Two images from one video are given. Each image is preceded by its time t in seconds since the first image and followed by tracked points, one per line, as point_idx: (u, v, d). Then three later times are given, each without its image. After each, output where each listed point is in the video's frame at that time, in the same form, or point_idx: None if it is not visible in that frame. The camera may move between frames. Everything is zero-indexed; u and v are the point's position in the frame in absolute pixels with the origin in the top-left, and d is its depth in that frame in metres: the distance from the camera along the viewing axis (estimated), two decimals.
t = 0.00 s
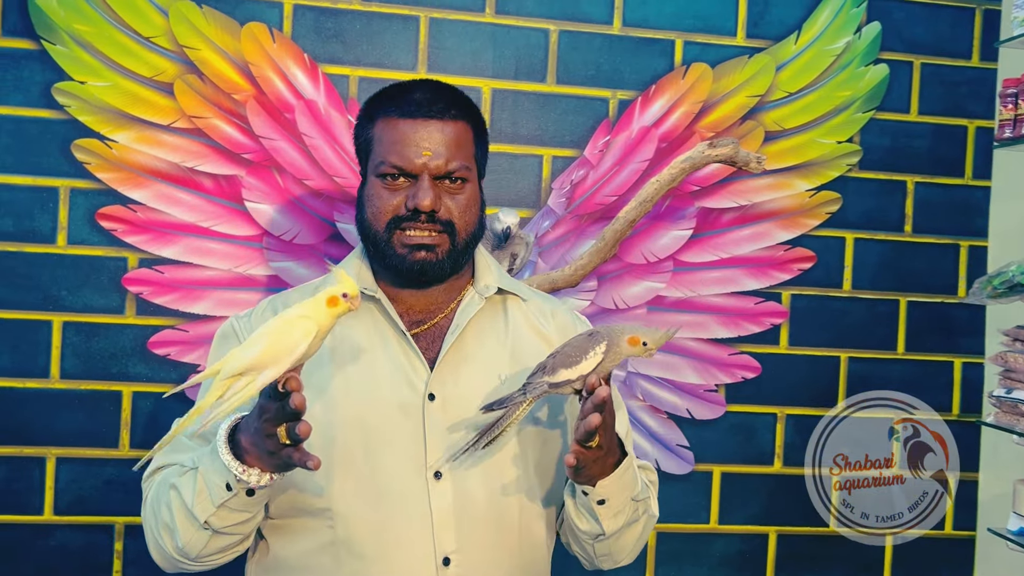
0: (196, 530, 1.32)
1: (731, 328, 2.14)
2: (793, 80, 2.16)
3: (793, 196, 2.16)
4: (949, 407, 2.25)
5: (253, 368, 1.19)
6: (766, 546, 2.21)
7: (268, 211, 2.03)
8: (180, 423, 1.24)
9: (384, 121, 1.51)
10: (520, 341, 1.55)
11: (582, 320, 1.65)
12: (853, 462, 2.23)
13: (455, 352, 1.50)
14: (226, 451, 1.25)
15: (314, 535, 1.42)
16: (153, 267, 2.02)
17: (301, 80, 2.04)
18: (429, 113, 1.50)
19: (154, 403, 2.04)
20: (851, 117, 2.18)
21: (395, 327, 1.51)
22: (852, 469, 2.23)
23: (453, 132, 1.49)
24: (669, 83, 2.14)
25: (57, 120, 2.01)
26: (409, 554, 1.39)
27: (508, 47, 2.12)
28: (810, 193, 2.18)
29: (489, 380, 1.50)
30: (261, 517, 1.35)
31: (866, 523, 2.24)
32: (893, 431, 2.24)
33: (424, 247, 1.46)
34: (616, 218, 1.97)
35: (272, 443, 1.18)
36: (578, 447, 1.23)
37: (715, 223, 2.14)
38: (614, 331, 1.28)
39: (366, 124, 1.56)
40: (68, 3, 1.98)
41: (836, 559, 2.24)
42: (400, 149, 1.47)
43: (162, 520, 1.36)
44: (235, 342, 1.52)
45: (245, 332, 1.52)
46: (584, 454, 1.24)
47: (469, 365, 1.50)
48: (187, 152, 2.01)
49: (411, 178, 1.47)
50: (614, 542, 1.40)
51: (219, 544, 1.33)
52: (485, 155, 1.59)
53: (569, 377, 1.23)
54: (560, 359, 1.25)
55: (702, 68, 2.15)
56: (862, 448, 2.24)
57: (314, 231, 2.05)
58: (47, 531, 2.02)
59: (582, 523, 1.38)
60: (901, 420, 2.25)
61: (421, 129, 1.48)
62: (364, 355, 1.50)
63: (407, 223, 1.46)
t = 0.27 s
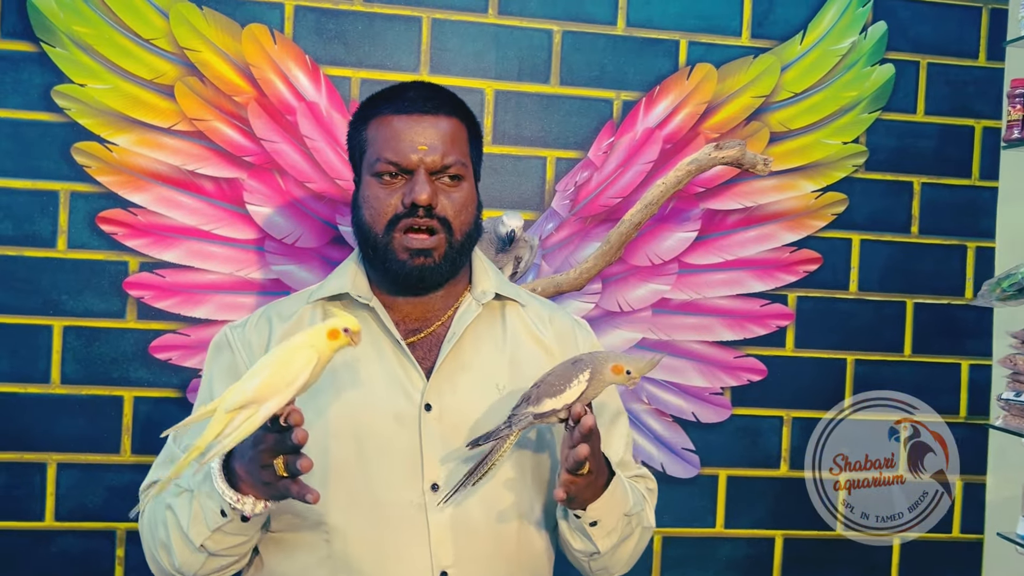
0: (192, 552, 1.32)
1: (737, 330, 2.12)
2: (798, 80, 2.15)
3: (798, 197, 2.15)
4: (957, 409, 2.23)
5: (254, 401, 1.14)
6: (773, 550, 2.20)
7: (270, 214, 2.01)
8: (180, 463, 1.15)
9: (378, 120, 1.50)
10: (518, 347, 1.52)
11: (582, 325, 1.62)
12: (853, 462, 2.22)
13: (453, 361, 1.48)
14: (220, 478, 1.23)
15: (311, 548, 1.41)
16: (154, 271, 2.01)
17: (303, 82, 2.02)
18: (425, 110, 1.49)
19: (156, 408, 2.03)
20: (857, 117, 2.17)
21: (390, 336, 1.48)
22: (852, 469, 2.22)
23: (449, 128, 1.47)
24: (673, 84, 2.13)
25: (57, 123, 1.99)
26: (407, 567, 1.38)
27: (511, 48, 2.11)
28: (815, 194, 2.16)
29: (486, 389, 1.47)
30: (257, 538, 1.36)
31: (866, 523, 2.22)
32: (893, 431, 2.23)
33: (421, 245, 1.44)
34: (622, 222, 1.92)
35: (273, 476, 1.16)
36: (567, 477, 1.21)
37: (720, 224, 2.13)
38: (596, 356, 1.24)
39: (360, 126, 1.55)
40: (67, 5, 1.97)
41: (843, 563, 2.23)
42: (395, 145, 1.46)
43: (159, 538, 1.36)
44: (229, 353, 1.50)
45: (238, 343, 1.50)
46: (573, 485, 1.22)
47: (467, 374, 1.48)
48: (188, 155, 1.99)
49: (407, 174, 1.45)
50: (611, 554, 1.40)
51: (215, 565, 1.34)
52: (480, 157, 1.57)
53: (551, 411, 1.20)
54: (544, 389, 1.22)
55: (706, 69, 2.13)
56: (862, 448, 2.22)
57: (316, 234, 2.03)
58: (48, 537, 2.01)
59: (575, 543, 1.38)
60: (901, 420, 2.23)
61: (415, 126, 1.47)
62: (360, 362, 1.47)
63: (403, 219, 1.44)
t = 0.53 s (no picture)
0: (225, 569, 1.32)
1: (748, 332, 2.10)
2: (808, 80, 2.13)
3: (809, 198, 2.13)
4: (969, 411, 2.22)
5: (281, 425, 1.13)
6: (785, 553, 2.18)
7: (277, 217, 1.99)
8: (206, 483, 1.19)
9: (397, 127, 1.49)
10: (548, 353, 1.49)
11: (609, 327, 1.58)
12: (853, 462, 2.20)
13: (480, 369, 1.44)
14: (252, 500, 1.21)
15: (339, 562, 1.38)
16: (160, 275, 1.99)
17: (310, 83, 2.00)
18: (444, 114, 1.47)
19: (163, 414, 2.01)
20: (868, 117, 2.15)
21: (417, 344, 1.45)
22: (852, 469, 2.20)
23: (469, 132, 1.46)
24: (684, 84, 2.11)
25: (62, 126, 1.97)
26: None
27: (520, 49, 2.09)
28: (827, 194, 2.14)
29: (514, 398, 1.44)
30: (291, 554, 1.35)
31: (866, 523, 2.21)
32: (893, 431, 2.21)
33: (447, 253, 1.43)
34: (635, 223, 1.91)
35: (301, 500, 1.16)
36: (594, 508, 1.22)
37: (731, 225, 2.11)
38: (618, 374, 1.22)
39: (378, 134, 1.54)
40: (71, 7, 1.95)
41: (855, 566, 2.21)
42: (416, 153, 1.44)
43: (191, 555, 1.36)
44: (254, 364, 1.47)
45: (263, 354, 1.47)
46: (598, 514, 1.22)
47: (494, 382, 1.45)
48: (194, 158, 1.97)
49: (429, 181, 1.44)
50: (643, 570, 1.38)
51: None
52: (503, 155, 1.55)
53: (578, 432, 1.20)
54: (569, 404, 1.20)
55: (716, 69, 2.11)
56: (862, 448, 2.20)
57: (324, 237, 2.01)
58: (55, 544, 1.99)
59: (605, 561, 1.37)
60: (901, 420, 2.21)
61: (436, 131, 1.45)
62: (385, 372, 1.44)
63: (428, 228, 1.43)
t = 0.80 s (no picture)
0: None
1: (760, 334, 2.09)
2: (819, 80, 2.12)
3: (821, 198, 2.12)
4: (981, 412, 2.21)
5: (328, 445, 1.16)
6: (797, 556, 2.17)
7: (286, 221, 1.98)
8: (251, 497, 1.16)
9: (438, 128, 1.55)
10: (594, 357, 1.51)
11: (659, 330, 1.60)
12: (853, 462, 2.18)
13: (526, 375, 1.48)
14: (302, 516, 1.30)
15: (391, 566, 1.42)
16: (168, 279, 1.97)
17: (318, 85, 1.99)
18: (483, 115, 1.52)
19: (172, 419, 1.99)
20: (879, 117, 2.14)
21: (463, 353, 1.50)
22: (852, 469, 2.18)
23: (508, 131, 1.51)
24: (694, 85, 2.10)
25: (69, 130, 1.96)
26: None
27: (530, 50, 2.08)
28: (838, 195, 2.13)
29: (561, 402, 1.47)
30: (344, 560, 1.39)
31: (866, 523, 2.19)
32: (893, 431, 2.20)
33: (484, 254, 1.47)
34: (649, 226, 1.91)
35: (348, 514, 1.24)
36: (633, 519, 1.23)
37: (742, 227, 2.10)
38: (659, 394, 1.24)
39: (422, 137, 1.60)
40: (78, 9, 1.93)
41: (868, 569, 2.20)
42: (454, 154, 1.50)
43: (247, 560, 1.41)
44: (304, 373, 1.52)
45: (313, 363, 1.52)
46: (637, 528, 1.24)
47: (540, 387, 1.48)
48: (202, 161, 1.96)
49: (467, 182, 1.49)
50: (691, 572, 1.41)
51: None
52: (545, 160, 1.60)
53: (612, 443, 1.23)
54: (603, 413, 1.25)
55: (727, 69, 2.10)
56: (863, 448, 2.19)
57: (334, 240, 2.00)
58: (64, 551, 1.98)
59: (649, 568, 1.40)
60: (901, 420, 2.20)
61: (474, 132, 1.50)
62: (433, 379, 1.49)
63: (466, 228, 1.47)
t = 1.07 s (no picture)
0: None
1: (759, 333, 2.08)
2: (819, 78, 2.10)
3: (820, 197, 2.10)
4: (981, 411, 2.20)
5: (345, 446, 1.16)
6: (797, 557, 2.16)
7: (281, 220, 1.95)
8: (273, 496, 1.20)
9: (463, 127, 1.53)
10: (624, 359, 1.49)
11: (690, 331, 1.57)
12: (853, 462, 2.17)
13: (555, 378, 1.45)
14: (325, 518, 1.27)
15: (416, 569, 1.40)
16: (162, 280, 1.95)
17: (313, 84, 1.97)
18: (509, 114, 1.51)
19: (166, 422, 1.97)
20: (879, 115, 2.12)
21: (489, 354, 1.48)
22: (852, 469, 2.17)
23: (534, 129, 1.49)
24: (692, 83, 2.08)
25: (61, 129, 1.93)
26: None
27: (527, 48, 2.06)
28: (838, 194, 2.12)
29: (590, 405, 1.44)
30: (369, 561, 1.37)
31: (866, 523, 2.18)
32: (893, 432, 2.19)
33: (512, 252, 1.45)
34: (648, 226, 1.91)
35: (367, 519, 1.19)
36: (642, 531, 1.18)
37: (741, 226, 2.08)
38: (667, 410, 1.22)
39: (448, 137, 1.58)
40: (69, 6, 1.90)
41: (869, 569, 2.19)
42: (480, 153, 1.48)
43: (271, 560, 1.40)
44: (333, 373, 1.51)
45: (341, 363, 1.51)
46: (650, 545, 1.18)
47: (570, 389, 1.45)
48: (196, 161, 1.93)
49: (493, 181, 1.47)
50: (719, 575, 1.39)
51: None
52: (574, 159, 1.58)
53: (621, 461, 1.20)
54: (613, 444, 1.21)
55: (726, 67, 2.09)
56: (863, 448, 2.18)
57: (329, 240, 1.98)
58: (56, 556, 1.95)
59: None
60: (901, 420, 2.18)
61: (500, 131, 1.49)
62: (460, 381, 1.47)
63: (493, 227, 1.46)
